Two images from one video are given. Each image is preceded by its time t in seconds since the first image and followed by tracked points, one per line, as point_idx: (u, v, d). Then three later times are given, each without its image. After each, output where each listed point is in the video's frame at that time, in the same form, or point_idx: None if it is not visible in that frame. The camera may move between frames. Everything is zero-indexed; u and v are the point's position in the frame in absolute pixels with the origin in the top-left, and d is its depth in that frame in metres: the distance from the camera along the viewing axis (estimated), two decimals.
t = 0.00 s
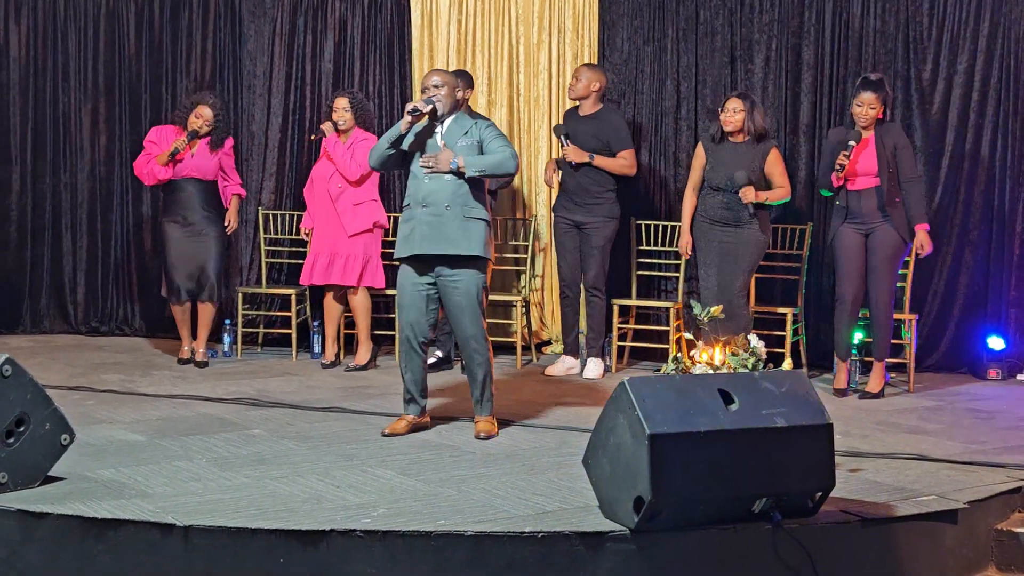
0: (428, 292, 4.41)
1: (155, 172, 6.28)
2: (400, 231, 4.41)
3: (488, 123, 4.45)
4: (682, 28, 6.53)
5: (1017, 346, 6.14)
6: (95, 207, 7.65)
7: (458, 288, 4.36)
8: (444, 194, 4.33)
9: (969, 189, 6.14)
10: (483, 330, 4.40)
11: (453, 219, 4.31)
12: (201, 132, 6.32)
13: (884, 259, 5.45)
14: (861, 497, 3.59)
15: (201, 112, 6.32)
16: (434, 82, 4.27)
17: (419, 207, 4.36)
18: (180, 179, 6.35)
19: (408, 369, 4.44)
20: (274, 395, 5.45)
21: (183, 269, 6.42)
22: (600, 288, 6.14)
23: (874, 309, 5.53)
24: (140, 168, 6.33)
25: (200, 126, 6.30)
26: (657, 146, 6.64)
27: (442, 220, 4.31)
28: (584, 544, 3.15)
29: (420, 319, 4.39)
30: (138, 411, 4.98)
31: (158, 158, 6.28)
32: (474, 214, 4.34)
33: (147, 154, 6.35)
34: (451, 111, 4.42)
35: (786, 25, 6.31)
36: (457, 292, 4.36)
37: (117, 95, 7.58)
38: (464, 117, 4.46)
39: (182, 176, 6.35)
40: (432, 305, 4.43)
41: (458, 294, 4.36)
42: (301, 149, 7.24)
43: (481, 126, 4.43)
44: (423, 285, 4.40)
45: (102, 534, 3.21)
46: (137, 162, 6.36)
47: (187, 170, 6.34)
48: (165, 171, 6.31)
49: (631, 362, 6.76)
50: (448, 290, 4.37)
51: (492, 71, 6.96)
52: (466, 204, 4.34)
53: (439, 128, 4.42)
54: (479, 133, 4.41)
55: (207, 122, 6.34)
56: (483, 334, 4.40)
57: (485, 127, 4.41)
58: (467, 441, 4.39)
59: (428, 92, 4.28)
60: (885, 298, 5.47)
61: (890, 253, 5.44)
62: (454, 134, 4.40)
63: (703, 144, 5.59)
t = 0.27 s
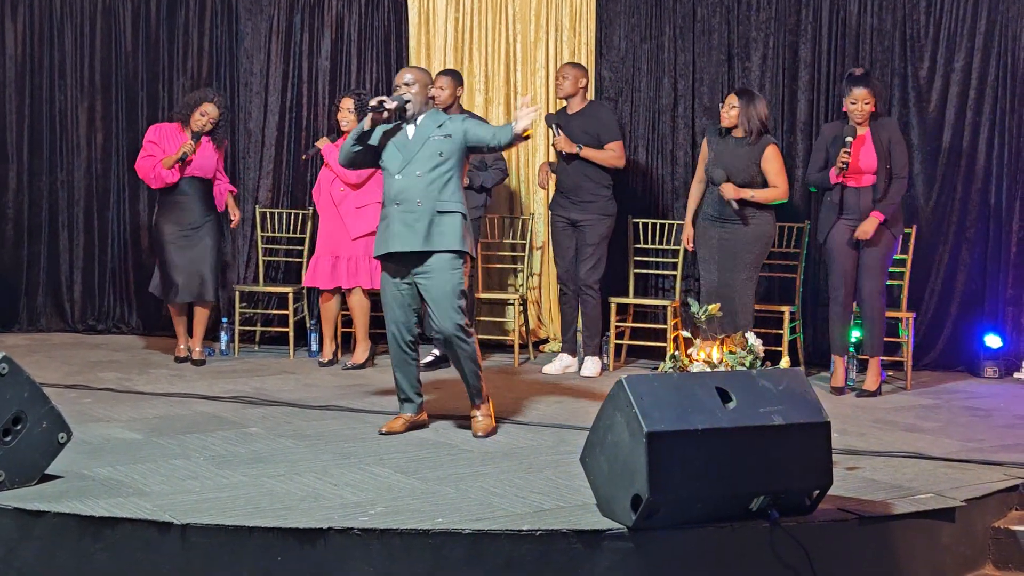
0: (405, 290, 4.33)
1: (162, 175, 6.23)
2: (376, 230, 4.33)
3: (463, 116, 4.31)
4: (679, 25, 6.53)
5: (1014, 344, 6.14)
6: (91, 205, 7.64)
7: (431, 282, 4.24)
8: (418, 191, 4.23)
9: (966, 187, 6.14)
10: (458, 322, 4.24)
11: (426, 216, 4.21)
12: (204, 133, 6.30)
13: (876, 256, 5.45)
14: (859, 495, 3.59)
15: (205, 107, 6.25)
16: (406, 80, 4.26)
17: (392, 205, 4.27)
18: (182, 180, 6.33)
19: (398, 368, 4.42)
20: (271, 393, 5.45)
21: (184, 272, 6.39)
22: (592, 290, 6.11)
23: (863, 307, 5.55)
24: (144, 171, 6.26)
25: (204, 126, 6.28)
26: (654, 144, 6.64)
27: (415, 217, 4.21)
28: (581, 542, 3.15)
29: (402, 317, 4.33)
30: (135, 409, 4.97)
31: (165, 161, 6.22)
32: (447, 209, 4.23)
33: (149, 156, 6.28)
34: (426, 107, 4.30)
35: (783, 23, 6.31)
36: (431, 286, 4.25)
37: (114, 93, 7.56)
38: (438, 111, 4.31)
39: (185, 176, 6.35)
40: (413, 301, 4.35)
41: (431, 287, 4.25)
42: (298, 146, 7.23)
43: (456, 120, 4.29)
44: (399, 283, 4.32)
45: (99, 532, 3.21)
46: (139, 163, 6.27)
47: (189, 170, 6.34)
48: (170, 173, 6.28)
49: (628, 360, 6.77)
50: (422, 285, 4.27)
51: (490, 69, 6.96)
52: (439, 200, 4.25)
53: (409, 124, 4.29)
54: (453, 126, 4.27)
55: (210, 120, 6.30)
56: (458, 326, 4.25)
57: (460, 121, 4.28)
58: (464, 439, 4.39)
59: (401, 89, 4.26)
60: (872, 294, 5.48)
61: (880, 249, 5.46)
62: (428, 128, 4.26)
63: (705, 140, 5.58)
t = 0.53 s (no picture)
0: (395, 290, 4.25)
1: (159, 172, 6.19)
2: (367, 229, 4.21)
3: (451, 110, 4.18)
4: (675, 23, 6.52)
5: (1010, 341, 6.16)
6: (86, 203, 7.62)
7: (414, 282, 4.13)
8: (409, 187, 4.09)
9: (963, 185, 6.15)
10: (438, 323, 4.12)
11: (417, 212, 4.08)
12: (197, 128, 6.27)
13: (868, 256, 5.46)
14: (855, 493, 3.59)
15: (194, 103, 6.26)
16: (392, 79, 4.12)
17: (382, 202, 4.13)
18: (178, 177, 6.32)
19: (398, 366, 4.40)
20: (266, 392, 5.44)
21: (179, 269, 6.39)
22: (589, 287, 6.10)
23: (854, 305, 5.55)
24: (139, 169, 6.19)
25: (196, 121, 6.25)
26: (650, 143, 6.64)
27: (406, 214, 4.08)
28: (578, 541, 3.15)
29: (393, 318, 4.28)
30: (130, 408, 4.96)
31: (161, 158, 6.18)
32: (438, 204, 4.09)
33: (144, 154, 6.21)
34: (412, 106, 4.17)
35: (779, 21, 6.31)
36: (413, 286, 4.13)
37: (109, 90, 7.54)
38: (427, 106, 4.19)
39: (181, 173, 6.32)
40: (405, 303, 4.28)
41: (415, 288, 4.13)
42: (294, 144, 7.21)
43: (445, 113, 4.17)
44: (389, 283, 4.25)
45: (94, 531, 3.20)
46: (134, 161, 6.20)
47: (186, 166, 6.32)
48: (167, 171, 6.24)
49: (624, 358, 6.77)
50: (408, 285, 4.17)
51: (486, 67, 6.95)
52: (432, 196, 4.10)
53: (395, 122, 4.17)
54: (442, 120, 4.14)
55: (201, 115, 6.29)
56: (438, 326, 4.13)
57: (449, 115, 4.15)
58: (461, 438, 4.39)
59: (386, 88, 4.13)
60: (864, 294, 5.48)
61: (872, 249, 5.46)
62: (416, 124, 4.14)
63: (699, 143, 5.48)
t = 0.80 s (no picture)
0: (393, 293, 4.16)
1: (158, 180, 6.21)
2: (367, 231, 4.14)
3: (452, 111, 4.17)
4: (672, 22, 6.52)
5: (1005, 339, 6.19)
6: (82, 201, 7.60)
7: (418, 288, 4.10)
8: (413, 187, 4.05)
9: (959, 184, 6.15)
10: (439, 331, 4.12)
11: (422, 212, 4.04)
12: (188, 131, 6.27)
13: (869, 254, 5.47)
14: (853, 491, 3.60)
15: (185, 107, 6.21)
16: (391, 81, 4.06)
17: (385, 204, 4.09)
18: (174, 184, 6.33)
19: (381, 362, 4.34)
20: (263, 390, 5.44)
21: (175, 269, 6.38)
22: (589, 288, 6.12)
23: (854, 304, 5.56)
24: (137, 178, 6.18)
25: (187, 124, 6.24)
26: (647, 141, 6.64)
27: (411, 215, 4.03)
28: (575, 539, 3.15)
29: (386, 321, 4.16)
30: (127, 406, 4.96)
31: (159, 166, 6.19)
32: (442, 205, 4.07)
33: (139, 163, 6.19)
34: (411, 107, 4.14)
35: (776, 20, 6.31)
36: (417, 292, 4.10)
37: (105, 89, 7.53)
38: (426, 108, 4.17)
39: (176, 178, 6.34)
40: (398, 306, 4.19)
41: (418, 293, 4.10)
42: (290, 143, 7.20)
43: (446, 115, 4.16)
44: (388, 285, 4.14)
45: (91, 530, 3.19)
46: (130, 171, 6.17)
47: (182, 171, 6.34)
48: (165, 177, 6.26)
49: (621, 357, 6.77)
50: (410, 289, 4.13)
51: (482, 65, 6.94)
52: (436, 197, 4.07)
53: (396, 123, 4.14)
54: (444, 121, 4.12)
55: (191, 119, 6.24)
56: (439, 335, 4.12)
57: (450, 116, 4.14)
58: (459, 436, 4.39)
59: (384, 88, 4.07)
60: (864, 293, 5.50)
61: (874, 246, 5.48)
62: (418, 125, 4.11)
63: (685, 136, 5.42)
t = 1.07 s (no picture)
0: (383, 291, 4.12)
1: (160, 167, 6.18)
2: (356, 225, 4.09)
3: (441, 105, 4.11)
4: (670, 20, 6.52)
5: (1003, 338, 6.19)
6: (80, 199, 7.59)
7: (412, 286, 4.05)
8: (403, 184, 4.01)
9: (958, 182, 6.15)
10: (435, 328, 4.10)
11: (412, 208, 4.00)
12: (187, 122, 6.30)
13: (870, 253, 5.51)
14: (852, 490, 3.60)
15: (180, 98, 6.25)
16: (379, 74, 4.02)
17: (374, 199, 4.04)
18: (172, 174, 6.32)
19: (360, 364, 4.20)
20: (261, 389, 5.43)
21: (175, 264, 6.38)
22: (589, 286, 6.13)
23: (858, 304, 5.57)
24: (137, 166, 6.13)
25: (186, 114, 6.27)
26: (646, 140, 6.63)
27: (402, 211, 3.99)
28: (575, 538, 3.14)
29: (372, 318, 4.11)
30: (125, 405, 4.95)
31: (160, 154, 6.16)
32: (433, 201, 4.04)
33: (140, 151, 6.15)
34: (399, 100, 4.08)
35: (775, 19, 6.30)
36: (411, 290, 4.06)
37: (103, 86, 7.52)
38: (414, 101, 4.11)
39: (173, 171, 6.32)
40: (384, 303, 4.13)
41: (411, 291, 4.06)
42: (288, 140, 7.19)
43: (435, 109, 4.10)
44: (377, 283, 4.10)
45: (89, 529, 3.19)
46: (130, 160, 6.12)
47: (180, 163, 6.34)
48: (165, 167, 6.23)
49: (619, 356, 6.77)
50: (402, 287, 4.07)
51: (480, 63, 6.94)
52: (427, 194, 4.03)
53: (384, 117, 4.07)
54: (433, 115, 4.06)
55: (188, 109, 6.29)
56: (434, 331, 4.10)
57: (440, 110, 4.09)
58: (457, 435, 4.38)
59: (372, 82, 4.02)
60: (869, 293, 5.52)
61: (874, 245, 5.50)
62: (407, 119, 4.05)
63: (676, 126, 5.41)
